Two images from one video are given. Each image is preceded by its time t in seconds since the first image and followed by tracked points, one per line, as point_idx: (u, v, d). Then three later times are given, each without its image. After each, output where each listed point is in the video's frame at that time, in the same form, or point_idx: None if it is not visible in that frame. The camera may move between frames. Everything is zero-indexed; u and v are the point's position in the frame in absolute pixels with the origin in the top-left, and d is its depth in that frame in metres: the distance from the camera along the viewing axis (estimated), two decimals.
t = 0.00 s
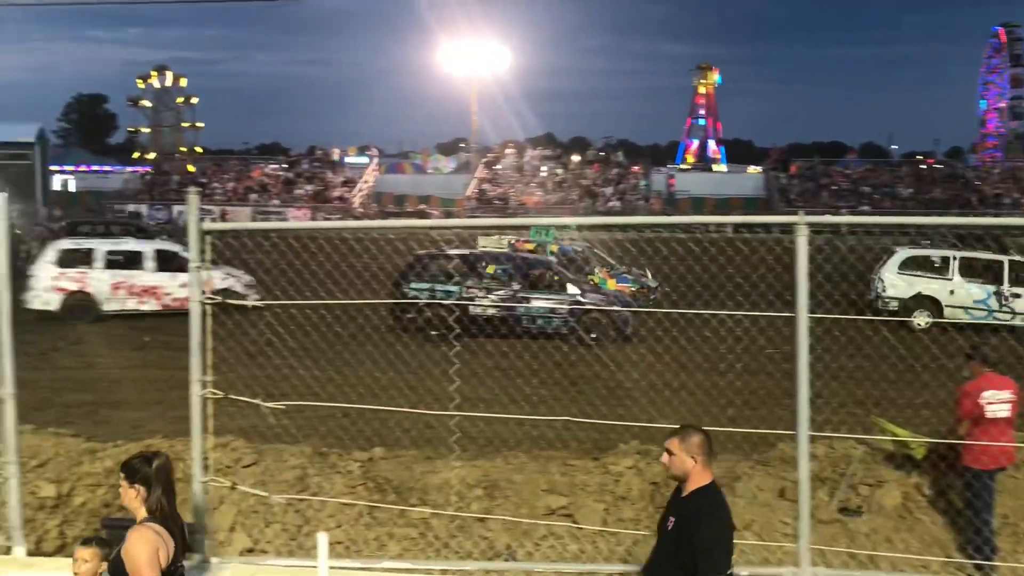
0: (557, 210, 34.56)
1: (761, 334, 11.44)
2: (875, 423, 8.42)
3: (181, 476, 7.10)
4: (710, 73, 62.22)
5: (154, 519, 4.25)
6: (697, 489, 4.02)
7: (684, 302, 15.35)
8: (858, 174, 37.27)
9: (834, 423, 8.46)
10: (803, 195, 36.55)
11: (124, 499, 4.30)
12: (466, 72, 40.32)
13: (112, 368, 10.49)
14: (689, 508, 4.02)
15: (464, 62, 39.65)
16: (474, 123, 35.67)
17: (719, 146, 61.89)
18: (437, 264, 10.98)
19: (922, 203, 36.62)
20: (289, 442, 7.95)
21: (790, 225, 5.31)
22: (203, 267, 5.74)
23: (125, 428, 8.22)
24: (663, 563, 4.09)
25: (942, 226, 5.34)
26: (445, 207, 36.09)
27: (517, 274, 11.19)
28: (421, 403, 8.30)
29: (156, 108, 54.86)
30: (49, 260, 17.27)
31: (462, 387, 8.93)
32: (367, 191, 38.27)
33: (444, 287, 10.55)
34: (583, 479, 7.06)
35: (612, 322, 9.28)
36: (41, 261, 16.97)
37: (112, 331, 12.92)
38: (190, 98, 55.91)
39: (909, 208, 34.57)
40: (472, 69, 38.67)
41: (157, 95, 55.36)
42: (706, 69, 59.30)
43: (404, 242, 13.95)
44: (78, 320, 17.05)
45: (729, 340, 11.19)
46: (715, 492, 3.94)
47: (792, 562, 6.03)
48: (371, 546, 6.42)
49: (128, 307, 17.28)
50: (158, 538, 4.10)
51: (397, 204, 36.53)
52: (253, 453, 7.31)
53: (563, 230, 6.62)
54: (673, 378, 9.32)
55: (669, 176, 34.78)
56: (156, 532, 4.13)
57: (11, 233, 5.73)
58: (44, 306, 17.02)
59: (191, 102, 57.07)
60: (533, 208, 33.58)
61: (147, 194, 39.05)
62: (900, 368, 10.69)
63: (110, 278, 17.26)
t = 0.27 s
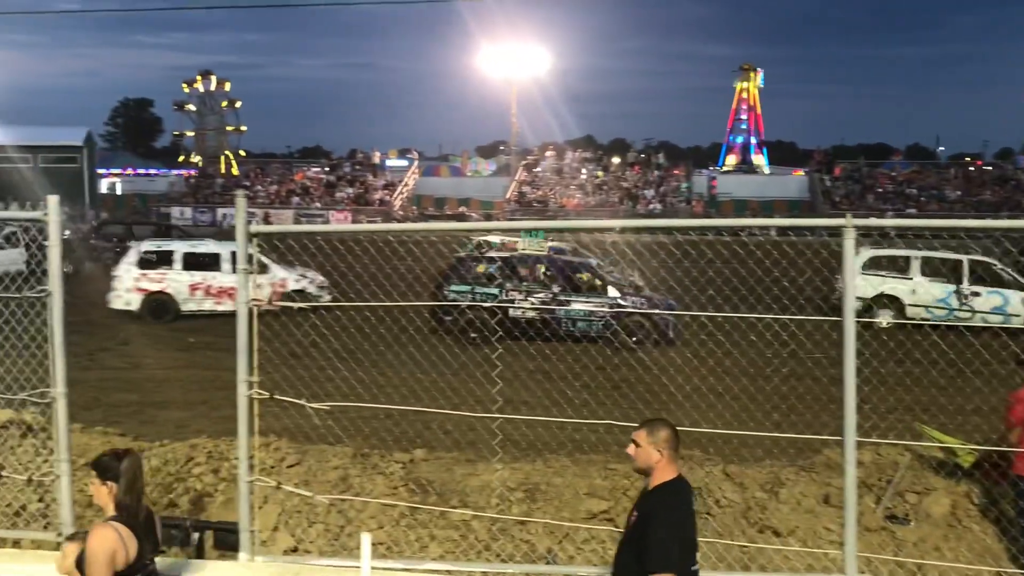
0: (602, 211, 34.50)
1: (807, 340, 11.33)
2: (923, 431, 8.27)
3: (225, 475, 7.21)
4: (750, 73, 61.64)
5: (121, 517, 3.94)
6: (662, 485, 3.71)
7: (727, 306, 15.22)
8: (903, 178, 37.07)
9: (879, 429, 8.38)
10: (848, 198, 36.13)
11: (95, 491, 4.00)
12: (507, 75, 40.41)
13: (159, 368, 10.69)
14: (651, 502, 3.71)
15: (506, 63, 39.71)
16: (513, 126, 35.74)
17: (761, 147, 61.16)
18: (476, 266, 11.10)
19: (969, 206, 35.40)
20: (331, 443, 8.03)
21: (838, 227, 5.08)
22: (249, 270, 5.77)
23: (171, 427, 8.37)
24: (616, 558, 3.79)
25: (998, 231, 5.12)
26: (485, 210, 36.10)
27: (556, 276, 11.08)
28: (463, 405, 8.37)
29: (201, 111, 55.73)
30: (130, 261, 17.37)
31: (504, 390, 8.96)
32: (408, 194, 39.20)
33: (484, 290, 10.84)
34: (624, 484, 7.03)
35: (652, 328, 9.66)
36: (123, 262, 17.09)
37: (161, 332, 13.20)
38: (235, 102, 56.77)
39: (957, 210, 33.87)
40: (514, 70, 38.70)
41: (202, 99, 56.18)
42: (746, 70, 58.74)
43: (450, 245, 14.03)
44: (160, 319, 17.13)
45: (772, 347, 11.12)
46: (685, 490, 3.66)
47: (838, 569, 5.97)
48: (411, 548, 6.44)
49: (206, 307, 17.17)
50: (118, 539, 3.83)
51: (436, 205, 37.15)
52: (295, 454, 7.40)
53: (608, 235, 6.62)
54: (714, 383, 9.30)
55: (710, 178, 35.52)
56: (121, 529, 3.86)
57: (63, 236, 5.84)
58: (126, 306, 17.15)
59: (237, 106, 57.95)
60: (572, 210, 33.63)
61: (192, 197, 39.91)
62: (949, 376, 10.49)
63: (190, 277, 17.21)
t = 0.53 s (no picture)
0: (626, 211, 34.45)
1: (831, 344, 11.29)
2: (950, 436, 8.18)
3: (249, 474, 7.27)
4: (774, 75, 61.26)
5: (87, 515, 3.77)
6: (608, 487, 3.79)
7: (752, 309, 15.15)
8: (929, 181, 37.18)
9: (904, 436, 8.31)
10: (874, 200, 35.82)
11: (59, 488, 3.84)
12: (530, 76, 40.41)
13: (184, 367, 10.80)
14: (597, 505, 3.78)
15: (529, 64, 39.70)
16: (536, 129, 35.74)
17: (784, 150, 60.72)
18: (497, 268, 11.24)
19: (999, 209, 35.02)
20: (354, 443, 8.08)
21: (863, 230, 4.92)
22: (275, 271, 5.78)
23: (195, 427, 8.44)
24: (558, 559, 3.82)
25: None
26: (507, 211, 36.12)
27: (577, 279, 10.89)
28: (486, 406, 8.40)
29: (227, 113, 56.23)
30: (180, 258, 17.67)
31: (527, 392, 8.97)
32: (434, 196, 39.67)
33: (505, 292, 11.18)
34: (646, 487, 7.02)
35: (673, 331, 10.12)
36: (171, 259, 17.37)
37: (187, 331, 13.34)
38: (259, 103, 57.21)
39: (985, 212, 33.39)
40: (537, 70, 38.70)
41: (227, 100, 56.63)
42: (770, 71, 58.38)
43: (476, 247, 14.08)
44: (206, 317, 17.36)
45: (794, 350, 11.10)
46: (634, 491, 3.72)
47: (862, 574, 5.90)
48: (433, 549, 6.46)
49: (250, 305, 17.32)
50: (79, 537, 3.67)
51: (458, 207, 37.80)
52: (318, 453, 7.44)
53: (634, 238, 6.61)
54: (737, 387, 9.29)
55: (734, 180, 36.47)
56: (83, 527, 3.70)
57: (92, 237, 5.89)
58: (173, 302, 17.44)
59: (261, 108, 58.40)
60: (593, 211, 33.62)
61: (217, 198, 40.34)
62: (977, 381, 10.37)
63: (236, 275, 17.42)
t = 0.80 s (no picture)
0: (637, 213, 34.32)
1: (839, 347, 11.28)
2: (960, 440, 8.16)
3: (257, 474, 7.29)
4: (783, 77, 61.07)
5: (34, 502, 3.71)
6: (544, 474, 3.73)
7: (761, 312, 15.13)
8: (939, 183, 36.88)
9: (913, 439, 8.29)
10: (883, 203, 35.68)
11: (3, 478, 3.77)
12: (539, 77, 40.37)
13: (194, 367, 10.85)
14: (533, 490, 3.72)
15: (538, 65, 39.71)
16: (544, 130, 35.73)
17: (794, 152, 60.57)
18: (505, 269, 11.23)
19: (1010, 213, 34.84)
20: (363, 444, 8.10)
21: (873, 233, 4.88)
22: (283, 271, 5.77)
23: (204, 426, 8.48)
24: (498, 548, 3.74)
25: None
26: (516, 213, 36.14)
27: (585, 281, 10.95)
28: (494, 407, 8.41)
29: (237, 114, 56.42)
30: (207, 258, 17.70)
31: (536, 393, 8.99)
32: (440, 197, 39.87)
33: (513, 293, 11.21)
34: (654, 489, 7.02)
35: (683, 334, 10.07)
36: (199, 260, 17.46)
37: (197, 331, 13.41)
38: (269, 104, 57.36)
39: (995, 216, 33.21)
40: (546, 72, 38.73)
41: (237, 101, 56.80)
42: (779, 73, 58.28)
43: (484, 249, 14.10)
44: (232, 317, 17.41)
45: (803, 354, 11.09)
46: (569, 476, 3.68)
47: None
48: (440, 549, 6.47)
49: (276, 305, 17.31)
50: (28, 521, 3.61)
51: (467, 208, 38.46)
52: (327, 454, 7.46)
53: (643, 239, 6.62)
54: (745, 390, 9.28)
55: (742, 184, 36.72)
56: (30, 513, 3.64)
57: (101, 237, 5.91)
58: (201, 302, 17.50)
59: (271, 109, 58.60)
60: (601, 213, 33.60)
61: (226, 198, 40.47)
62: (986, 384, 10.33)
63: (263, 276, 17.46)
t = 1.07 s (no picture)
0: (641, 216, 34.28)
1: (844, 350, 11.27)
2: (965, 445, 8.14)
3: (261, 475, 7.31)
4: (789, 79, 60.99)
5: None
6: (477, 481, 4.47)
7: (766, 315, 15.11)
8: (945, 187, 36.21)
9: (919, 443, 8.28)
10: (888, 207, 35.61)
11: None
12: (544, 80, 40.41)
13: (198, 367, 10.87)
14: (468, 498, 4.49)
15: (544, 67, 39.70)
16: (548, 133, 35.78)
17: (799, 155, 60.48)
18: (511, 271, 11.25)
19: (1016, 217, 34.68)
20: (367, 446, 8.11)
21: (879, 238, 4.87)
22: (289, 272, 5.76)
23: (209, 427, 8.49)
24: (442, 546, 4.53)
25: None
26: (520, 215, 36.20)
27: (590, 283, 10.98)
28: (499, 409, 8.42)
29: (243, 115, 56.56)
30: (222, 259, 17.70)
31: (541, 396, 8.99)
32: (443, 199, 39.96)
33: (518, 295, 11.22)
34: (658, 492, 7.03)
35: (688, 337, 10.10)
36: (214, 260, 17.47)
37: (202, 332, 13.44)
38: (274, 106, 57.45)
39: (1002, 220, 33.09)
40: (551, 75, 38.73)
41: (243, 102, 56.96)
42: (784, 76, 58.25)
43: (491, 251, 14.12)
44: (247, 318, 17.41)
45: (808, 357, 11.09)
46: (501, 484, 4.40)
47: None
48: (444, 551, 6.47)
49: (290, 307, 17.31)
50: None
51: (473, 212, 39.46)
52: (331, 455, 7.48)
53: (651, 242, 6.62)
54: (751, 392, 9.29)
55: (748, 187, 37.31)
56: None
57: (108, 237, 5.92)
58: (215, 303, 17.50)
59: (277, 111, 58.71)
60: (605, 216, 33.66)
61: (232, 200, 40.61)
62: (993, 388, 10.31)
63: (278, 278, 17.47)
